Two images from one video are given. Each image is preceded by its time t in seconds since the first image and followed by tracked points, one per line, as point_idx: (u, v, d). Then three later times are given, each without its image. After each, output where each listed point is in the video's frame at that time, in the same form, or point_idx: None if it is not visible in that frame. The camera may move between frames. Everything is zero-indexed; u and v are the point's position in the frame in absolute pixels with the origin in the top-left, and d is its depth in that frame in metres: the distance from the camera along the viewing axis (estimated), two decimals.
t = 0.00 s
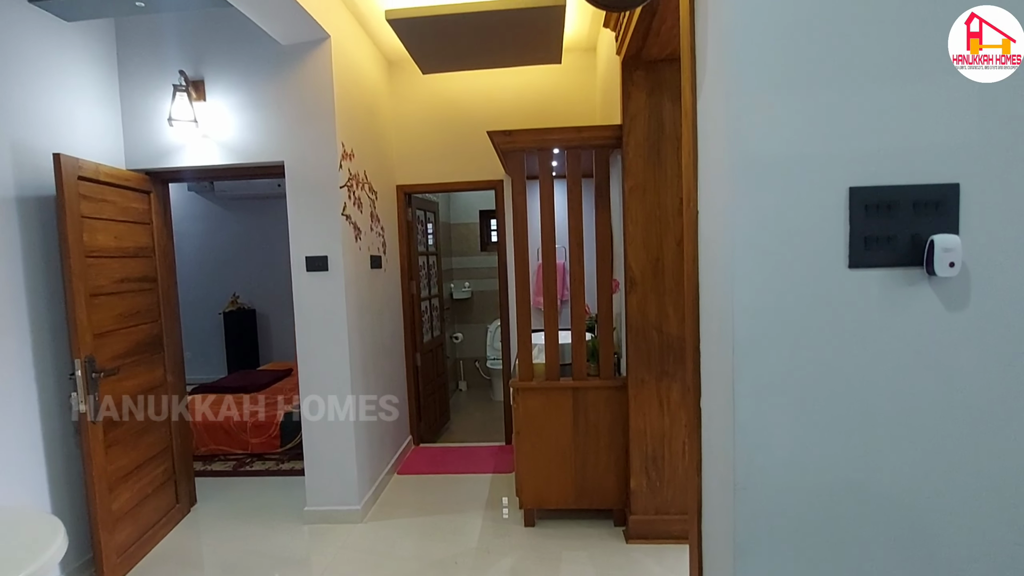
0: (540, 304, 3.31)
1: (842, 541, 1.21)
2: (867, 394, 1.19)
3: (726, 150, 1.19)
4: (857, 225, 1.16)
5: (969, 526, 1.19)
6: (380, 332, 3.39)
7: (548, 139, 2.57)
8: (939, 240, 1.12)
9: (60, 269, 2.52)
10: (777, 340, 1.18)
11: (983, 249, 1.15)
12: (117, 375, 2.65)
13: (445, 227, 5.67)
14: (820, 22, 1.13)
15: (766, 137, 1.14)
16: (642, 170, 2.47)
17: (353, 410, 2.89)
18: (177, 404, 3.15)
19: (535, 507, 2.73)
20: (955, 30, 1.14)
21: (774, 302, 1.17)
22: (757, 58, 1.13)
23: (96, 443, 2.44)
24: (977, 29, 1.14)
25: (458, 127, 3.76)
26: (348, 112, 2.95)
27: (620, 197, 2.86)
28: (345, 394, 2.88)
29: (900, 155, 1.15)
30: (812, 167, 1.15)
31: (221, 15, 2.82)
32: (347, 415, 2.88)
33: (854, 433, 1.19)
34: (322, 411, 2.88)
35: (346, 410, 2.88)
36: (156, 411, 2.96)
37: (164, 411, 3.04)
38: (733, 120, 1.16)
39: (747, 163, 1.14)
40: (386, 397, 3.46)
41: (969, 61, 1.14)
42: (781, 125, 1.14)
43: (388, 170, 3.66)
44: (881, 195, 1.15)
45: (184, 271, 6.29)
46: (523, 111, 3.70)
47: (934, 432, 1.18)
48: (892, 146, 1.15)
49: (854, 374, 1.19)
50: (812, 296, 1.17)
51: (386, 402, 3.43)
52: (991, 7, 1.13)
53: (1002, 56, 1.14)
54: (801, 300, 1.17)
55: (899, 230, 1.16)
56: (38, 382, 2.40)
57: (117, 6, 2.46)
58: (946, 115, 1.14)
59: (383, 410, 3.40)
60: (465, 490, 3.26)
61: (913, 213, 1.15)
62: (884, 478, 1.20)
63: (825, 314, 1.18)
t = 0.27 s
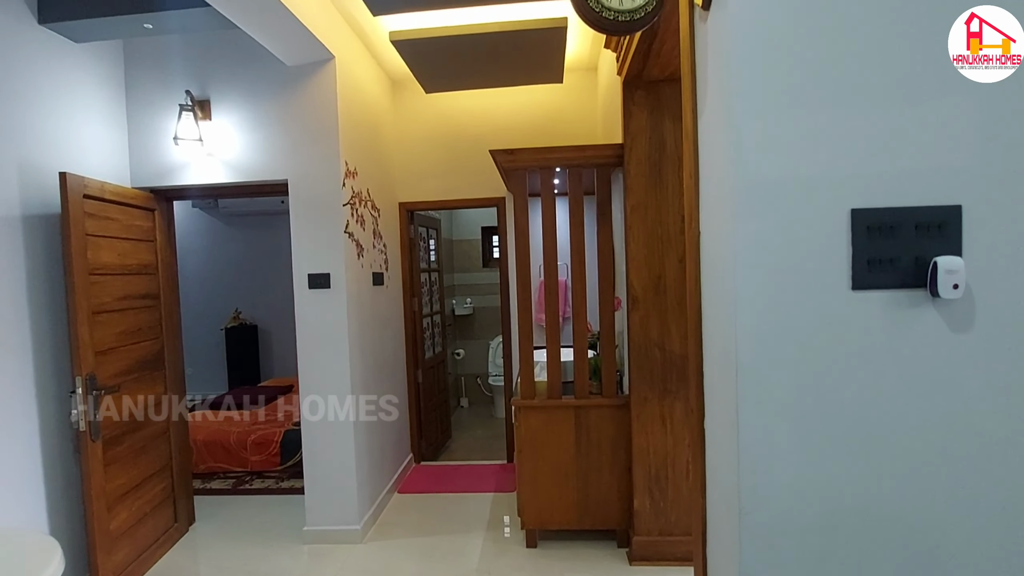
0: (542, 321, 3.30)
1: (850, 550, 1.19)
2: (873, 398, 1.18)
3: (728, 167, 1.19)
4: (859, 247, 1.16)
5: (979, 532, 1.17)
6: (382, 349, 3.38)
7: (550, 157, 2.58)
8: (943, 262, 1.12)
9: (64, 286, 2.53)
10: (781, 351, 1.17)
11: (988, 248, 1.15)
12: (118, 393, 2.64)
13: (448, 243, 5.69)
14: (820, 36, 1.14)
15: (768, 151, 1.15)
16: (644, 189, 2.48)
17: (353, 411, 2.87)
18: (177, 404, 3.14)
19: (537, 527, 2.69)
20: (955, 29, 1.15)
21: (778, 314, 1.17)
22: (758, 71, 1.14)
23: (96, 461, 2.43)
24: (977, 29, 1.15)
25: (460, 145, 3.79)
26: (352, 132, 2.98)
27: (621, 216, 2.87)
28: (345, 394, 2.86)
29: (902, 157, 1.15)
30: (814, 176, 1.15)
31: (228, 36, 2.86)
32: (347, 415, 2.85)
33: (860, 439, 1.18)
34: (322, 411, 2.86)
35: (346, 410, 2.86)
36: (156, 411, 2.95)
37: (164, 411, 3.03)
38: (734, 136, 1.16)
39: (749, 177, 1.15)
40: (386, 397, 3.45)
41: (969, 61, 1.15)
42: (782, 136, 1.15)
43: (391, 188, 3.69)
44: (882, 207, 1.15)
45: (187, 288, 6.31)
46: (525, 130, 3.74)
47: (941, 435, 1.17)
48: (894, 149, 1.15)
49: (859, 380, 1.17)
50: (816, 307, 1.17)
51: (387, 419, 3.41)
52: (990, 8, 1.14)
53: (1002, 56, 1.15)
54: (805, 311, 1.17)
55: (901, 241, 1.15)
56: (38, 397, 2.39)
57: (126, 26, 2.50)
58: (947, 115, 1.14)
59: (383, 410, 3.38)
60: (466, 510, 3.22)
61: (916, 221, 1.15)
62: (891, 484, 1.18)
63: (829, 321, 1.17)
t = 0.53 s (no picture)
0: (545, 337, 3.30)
1: (858, 559, 1.17)
2: (878, 402, 1.16)
3: (730, 183, 1.20)
4: (864, 267, 1.15)
5: (987, 538, 1.15)
6: (384, 364, 3.37)
7: (553, 174, 2.59)
8: (948, 282, 1.12)
9: (67, 302, 2.53)
10: (786, 364, 1.16)
11: (991, 249, 1.14)
12: (119, 409, 2.63)
13: (450, 258, 5.70)
14: (820, 50, 1.15)
15: (769, 164, 1.15)
16: (647, 205, 2.49)
17: (353, 411, 2.84)
18: (178, 403, 3.12)
19: (540, 547, 2.66)
20: (955, 29, 1.15)
21: (781, 328, 1.16)
22: (759, 86, 1.15)
23: (95, 479, 2.41)
24: (977, 29, 1.15)
25: (463, 162, 3.81)
26: (356, 150, 3.00)
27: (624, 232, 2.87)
28: (345, 394, 2.84)
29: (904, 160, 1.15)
30: (816, 186, 1.15)
31: (235, 55, 2.90)
32: (347, 415, 2.84)
33: (866, 449, 1.17)
34: (322, 411, 2.85)
35: (346, 410, 2.84)
36: (156, 411, 2.93)
37: (164, 411, 3.01)
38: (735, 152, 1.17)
39: (752, 191, 1.15)
40: (386, 397, 3.41)
41: (969, 61, 1.15)
42: (784, 147, 1.15)
43: (394, 204, 3.70)
44: (884, 224, 1.15)
45: (190, 302, 6.32)
46: (528, 146, 3.76)
47: (948, 439, 1.15)
48: (895, 152, 1.15)
49: (865, 388, 1.16)
50: (820, 319, 1.16)
51: (388, 435, 3.39)
52: (991, 8, 1.15)
53: (1002, 56, 1.15)
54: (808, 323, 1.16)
55: (904, 251, 1.15)
56: (38, 412, 2.39)
57: (134, 46, 2.54)
58: (947, 116, 1.15)
59: (383, 410, 3.34)
60: (469, 528, 3.19)
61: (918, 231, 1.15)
62: (899, 492, 1.16)
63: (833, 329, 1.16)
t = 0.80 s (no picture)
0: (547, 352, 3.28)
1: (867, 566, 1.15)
2: (885, 405, 1.15)
3: (732, 199, 1.20)
4: (867, 285, 1.15)
5: (998, 540, 1.13)
6: (386, 378, 3.36)
7: (555, 191, 2.60)
8: (952, 300, 1.11)
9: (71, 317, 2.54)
10: (790, 375, 1.15)
11: (996, 248, 1.14)
12: (121, 425, 2.63)
13: (453, 272, 5.71)
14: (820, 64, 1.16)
15: (770, 179, 1.15)
16: (649, 221, 2.50)
17: (353, 411, 2.83)
18: (178, 403, 3.10)
19: (543, 566, 2.62)
20: (956, 29, 1.16)
21: (785, 340, 1.15)
22: (760, 101, 1.16)
23: (95, 495, 2.40)
24: (977, 29, 1.16)
25: (466, 177, 3.83)
26: (359, 166, 3.02)
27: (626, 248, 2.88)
28: (345, 394, 2.83)
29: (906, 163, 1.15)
30: (818, 196, 1.16)
31: (240, 73, 2.94)
32: (346, 415, 2.82)
33: (873, 457, 1.15)
34: (322, 411, 2.83)
35: (346, 409, 2.83)
36: (156, 411, 2.91)
37: (164, 411, 2.98)
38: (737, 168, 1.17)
39: (754, 206, 1.15)
40: (386, 397, 3.37)
41: (969, 61, 1.16)
42: (785, 159, 1.16)
43: (397, 219, 3.72)
44: (886, 239, 1.15)
45: (192, 316, 6.33)
46: (530, 161, 3.79)
47: (956, 441, 1.14)
48: (898, 154, 1.15)
49: (871, 396, 1.15)
50: (825, 331, 1.16)
51: (390, 451, 3.37)
52: (990, 8, 1.16)
53: (1002, 56, 1.16)
54: (812, 335, 1.15)
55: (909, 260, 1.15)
56: (39, 426, 2.38)
57: (141, 64, 2.57)
58: (949, 115, 1.15)
59: (383, 410, 3.30)
60: (471, 546, 3.15)
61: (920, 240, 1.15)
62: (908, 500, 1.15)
63: (837, 337, 1.16)
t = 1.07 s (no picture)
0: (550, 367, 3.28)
1: (875, 573, 1.14)
2: (891, 408, 1.15)
3: (734, 217, 1.21)
4: (870, 303, 1.15)
5: (1008, 544, 1.12)
6: (388, 393, 3.35)
7: (558, 206, 2.61)
8: (956, 318, 1.11)
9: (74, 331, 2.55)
10: (795, 388, 1.15)
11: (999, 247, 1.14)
12: (122, 440, 2.62)
13: (455, 286, 5.72)
14: (820, 79, 1.17)
15: (772, 195, 1.16)
16: (651, 236, 2.51)
17: (353, 411, 2.82)
18: (178, 403, 3.08)
19: None
20: (955, 29, 1.17)
21: (788, 353, 1.15)
22: (760, 115, 1.17)
23: (95, 511, 2.38)
24: (977, 29, 1.17)
25: (468, 192, 3.86)
26: (363, 182, 3.05)
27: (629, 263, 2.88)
28: (345, 394, 2.82)
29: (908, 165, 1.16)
30: (820, 210, 1.16)
31: (246, 91, 2.98)
32: (346, 414, 2.81)
33: (879, 466, 1.14)
34: (322, 411, 2.83)
35: (346, 409, 2.82)
36: (155, 410, 2.90)
37: (164, 411, 2.97)
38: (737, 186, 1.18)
39: (756, 221, 1.15)
40: (386, 397, 3.33)
41: (969, 61, 1.17)
42: (787, 174, 1.16)
43: (400, 233, 3.74)
44: (889, 252, 1.15)
45: (195, 330, 6.34)
46: (532, 176, 3.81)
47: (962, 444, 1.13)
48: (900, 159, 1.16)
49: (876, 406, 1.15)
50: (828, 342, 1.15)
51: (391, 467, 3.35)
52: (990, 8, 1.17)
53: (1002, 55, 1.17)
54: (816, 348, 1.15)
55: (910, 272, 1.15)
56: (40, 440, 2.37)
57: (149, 82, 2.61)
58: (950, 119, 1.16)
59: (383, 410, 3.27)
60: (472, 563, 3.11)
61: (923, 251, 1.15)
62: (916, 506, 1.14)
63: (842, 347, 1.15)
